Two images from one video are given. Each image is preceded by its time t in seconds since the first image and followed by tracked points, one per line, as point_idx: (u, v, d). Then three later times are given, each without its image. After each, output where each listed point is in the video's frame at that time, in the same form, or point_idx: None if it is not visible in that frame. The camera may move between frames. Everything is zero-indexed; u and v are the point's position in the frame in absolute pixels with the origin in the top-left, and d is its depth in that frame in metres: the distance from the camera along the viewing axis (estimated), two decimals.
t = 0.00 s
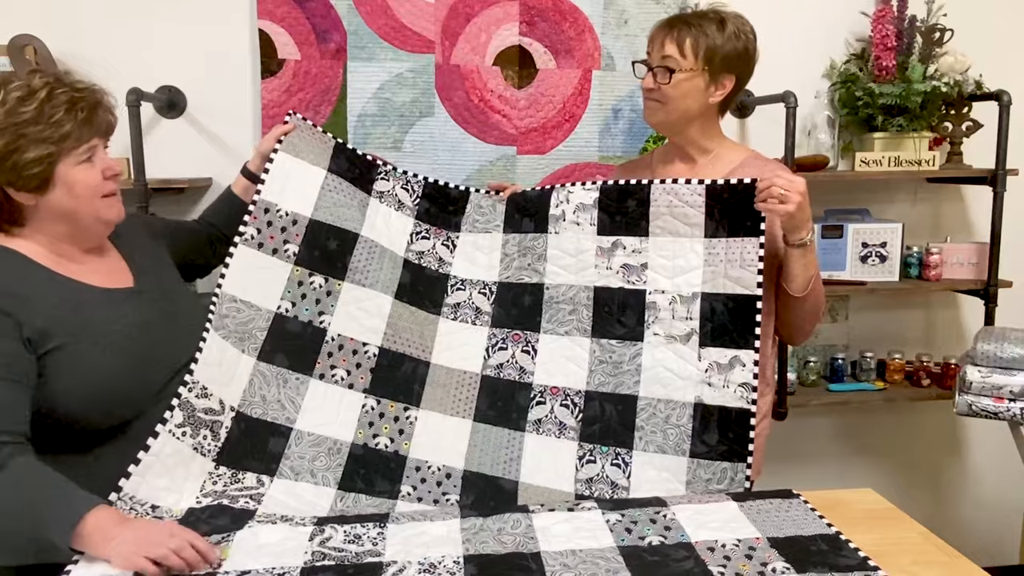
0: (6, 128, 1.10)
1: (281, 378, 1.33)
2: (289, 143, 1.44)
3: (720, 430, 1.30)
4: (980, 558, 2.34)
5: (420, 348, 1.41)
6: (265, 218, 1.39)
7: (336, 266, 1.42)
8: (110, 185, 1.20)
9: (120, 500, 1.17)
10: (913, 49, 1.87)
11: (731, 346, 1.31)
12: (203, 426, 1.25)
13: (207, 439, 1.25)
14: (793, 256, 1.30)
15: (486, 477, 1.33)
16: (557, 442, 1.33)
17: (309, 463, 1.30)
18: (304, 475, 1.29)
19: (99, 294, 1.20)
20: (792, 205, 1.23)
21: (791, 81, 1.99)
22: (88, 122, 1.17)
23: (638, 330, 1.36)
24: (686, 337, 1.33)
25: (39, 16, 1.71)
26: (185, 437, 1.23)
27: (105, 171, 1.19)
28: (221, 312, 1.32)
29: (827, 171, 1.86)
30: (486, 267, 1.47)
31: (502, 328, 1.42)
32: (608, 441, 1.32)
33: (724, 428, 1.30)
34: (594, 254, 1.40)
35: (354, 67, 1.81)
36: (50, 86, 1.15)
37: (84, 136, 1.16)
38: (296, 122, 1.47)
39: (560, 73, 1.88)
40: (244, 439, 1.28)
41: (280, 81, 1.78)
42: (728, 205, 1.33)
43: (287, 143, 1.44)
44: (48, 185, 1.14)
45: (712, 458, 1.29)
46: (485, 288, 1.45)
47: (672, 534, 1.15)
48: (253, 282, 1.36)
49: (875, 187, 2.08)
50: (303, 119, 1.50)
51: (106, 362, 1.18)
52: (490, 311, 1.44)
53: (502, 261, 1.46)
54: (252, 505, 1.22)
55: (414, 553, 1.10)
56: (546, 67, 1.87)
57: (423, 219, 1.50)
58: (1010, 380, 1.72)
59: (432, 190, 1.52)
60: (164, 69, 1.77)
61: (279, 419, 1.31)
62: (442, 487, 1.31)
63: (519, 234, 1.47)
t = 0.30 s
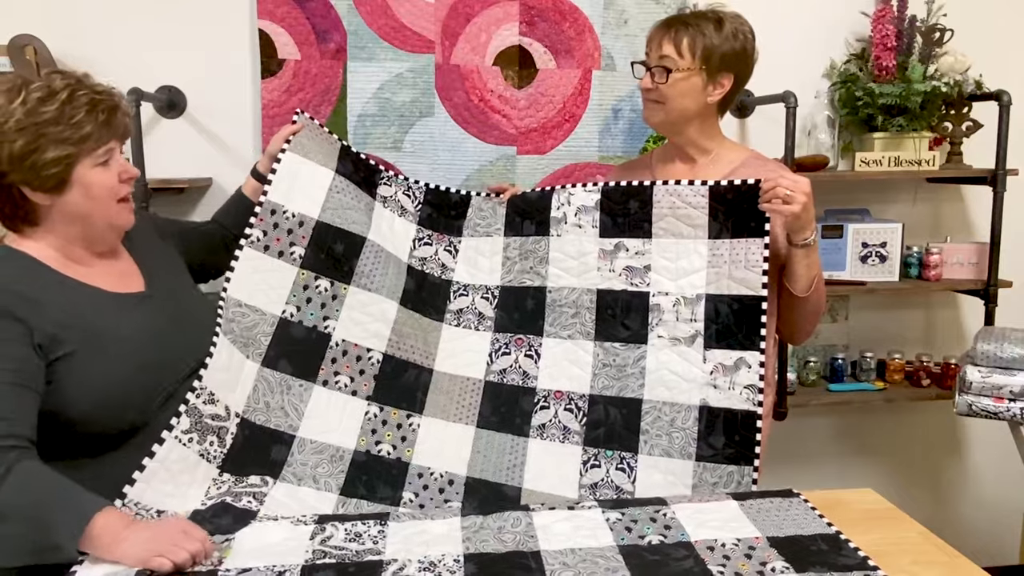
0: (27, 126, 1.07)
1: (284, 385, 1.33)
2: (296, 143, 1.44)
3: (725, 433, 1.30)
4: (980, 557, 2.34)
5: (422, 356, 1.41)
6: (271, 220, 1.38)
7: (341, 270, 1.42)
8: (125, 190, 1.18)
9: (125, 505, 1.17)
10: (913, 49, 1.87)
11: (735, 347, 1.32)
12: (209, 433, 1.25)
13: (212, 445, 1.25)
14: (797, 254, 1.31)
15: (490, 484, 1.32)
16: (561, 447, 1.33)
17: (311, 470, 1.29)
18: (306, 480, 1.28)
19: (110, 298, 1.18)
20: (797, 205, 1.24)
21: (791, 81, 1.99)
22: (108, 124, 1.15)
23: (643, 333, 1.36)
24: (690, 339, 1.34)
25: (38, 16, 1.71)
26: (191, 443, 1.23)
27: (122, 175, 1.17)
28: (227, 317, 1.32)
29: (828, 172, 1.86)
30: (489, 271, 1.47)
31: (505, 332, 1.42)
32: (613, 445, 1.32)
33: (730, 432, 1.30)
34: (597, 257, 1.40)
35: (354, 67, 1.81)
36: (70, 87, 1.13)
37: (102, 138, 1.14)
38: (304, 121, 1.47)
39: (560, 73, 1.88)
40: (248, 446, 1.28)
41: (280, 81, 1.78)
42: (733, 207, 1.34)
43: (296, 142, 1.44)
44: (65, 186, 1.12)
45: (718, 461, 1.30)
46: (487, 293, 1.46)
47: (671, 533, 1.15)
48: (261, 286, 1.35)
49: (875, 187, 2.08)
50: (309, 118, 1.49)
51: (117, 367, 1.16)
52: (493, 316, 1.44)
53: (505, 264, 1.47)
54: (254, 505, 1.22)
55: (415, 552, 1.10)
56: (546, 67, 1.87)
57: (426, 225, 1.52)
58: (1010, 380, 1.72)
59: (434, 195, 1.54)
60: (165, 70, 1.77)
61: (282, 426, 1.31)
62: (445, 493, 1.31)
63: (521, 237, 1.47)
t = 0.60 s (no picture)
0: None
1: (283, 388, 1.27)
2: (286, 136, 1.38)
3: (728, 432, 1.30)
4: (980, 557, 2.34)
5: (422, 353, 1.39)
6: (263, 216, 1.32)
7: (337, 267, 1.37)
8: (95, 200, 1.08)
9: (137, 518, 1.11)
10: (913, 49, 1.87)
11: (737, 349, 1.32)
12: (205, 441, 1.18)
13: (212, 452, 1.19)
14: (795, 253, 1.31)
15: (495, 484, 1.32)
16: (565, 446, 1.34)
17: (321, 466, 1.26)
18: (319, 476, 1.25)
19: (92, 308, 1.10)
20: (800, 206, 1.24)
21: (791, 81, 1.99)
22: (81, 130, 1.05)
23: (645, 333, 1.36)
24: (692, 339, 1.34)
25: (39, 17, 1.71)
26: (187, 454, 1.17)
27: (92, 182, 1.06)
28: (217, 320, 1.24)
29: (828, 172, 1.86)
30: (488, 269, 1.46)
31: (505, 330, 1.41)
32: (616, 444, 1.33)
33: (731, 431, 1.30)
34: (598, 257, 1.40)
35: (354, 67, 1.81)
36: (43, 88, 1.03)
37: (73, 144, 1.04)
38: (294, 114, 1.41)
39: (560, 73, 1.88)
40: (252, 450, 1.22)
41: (280, 81, 1.78)
42: (735, 208, 1.34)
43: (285, 136, 1.38)
44: (32, 194, 1.03)
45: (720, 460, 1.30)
46: (486, 291, 1.44)
47: (709, 523, 1.18)
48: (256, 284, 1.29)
49: (874, 187, 2.08)
50: (300, 111, 1.44)
51: (96, 380, 1.08)
52: (493, 313, 1.43)
53: (505, 262, 1.45)
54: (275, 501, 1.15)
55: (467, 560, 1.08)
56: (546, 67, 1.87)
57: (422, 218, 1.49)
58: (1010, 380, 1.72)
59: (431, 188, 1.51)
60: (164, 70, 1.77)
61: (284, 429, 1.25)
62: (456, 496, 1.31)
63: (522, 236, 1.46)
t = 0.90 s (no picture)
0: None
1: (249, 394, 1.24)
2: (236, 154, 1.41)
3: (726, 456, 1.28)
4: (980, 557, 2.34)
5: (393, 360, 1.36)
6: (214, 226, 1.34)
7: (296, 284, 1.36)
8: (54, 203, 1.02)
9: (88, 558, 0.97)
10: (913, 49, 1.88)
11: (735, 362, 1.31)
12: (160, 456, 1.11)
13: (169, 466, 1.10)
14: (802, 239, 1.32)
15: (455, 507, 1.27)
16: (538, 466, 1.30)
17: (302, 450, 1.13)
18: (297, 466, 1.12)
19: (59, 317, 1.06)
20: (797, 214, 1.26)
21: (791, 81, 1.99)
22: (36, 129, 0.99)
23: (633, 351, 1.36)
24: (685, 357, 1.33)
25: (39, 16, 1.71)
26: (140, 470, 1.08)
27: (49, 188, 1.01)
28: (171, 323, 1.24)
29: (828, 172, 1.86)
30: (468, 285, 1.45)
31: (481, 346, 1.40)
32: (598, 468, 1.30)
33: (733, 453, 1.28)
34: (587, 275, 1.42)
35: (354, 67, 1.80)
36: None
37: (28, 146, 0.98)
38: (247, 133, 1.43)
39: (560, 73, 1.88)
40: (215, 455, 1.13)
41: (280, 81, 1.78)
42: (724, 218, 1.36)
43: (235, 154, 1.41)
44: None
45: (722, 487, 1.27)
46: (464, 307, 1.43)
47: (692, 535, 1.13)
48: (209, 294, 1.29)
49: (874, 187, 2.08)
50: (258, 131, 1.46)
51: (67, 391, 1.04)
52: (469, 331, 1.41)
53: (486, 281, 1.46)
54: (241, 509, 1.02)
55: None
56: (546, 67, 1.87)
57: (399, 225, 1.47)
58: (1010, 380, 1.72)
59: (408, 193, 1.49)
60: (164, 70, 1.77)
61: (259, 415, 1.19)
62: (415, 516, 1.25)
63: (507, 258, 1.47)
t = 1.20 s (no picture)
0: None
1: (173, 443, 1.13)
2: (193, 186, 1.36)
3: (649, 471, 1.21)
4: (979, 557, 2.34)
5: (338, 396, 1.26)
6: (160, 260, 1.28)
7: (239, 329, 1.31)
8: (42, 203, 1.09)
9: None
10: (913, 49, 1.88)
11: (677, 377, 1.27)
12: (66, 516, 0.99)
13: (75, 528, 0.98)
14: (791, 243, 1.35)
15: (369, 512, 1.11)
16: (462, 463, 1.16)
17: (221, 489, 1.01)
18: (216, 505, 0.98)
19: (48, 323, 1.13)
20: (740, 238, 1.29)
21: (791, 81, 1.99)
22: (25, 128, 1.06)
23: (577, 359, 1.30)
24: (630, 358, 1.27)
25: (38, 16, 1.71)
26: (43, 533, 0.97)
27: (37, 185, 1.08)
28: (101, 361, 1.14)
29: (828, 172, 1.86)
30: (417, 339, 1.41)
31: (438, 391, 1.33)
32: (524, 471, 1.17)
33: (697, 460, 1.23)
34: (538, 313, 1.40)
35: (354, 67, 1.80)
36: None
37: (16, 143, 1.05)
38: (203, 164, 1.39)
39: (560, 73, 1.87)
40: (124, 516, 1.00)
41: (280, 81, 1.78)
42: (672, 251, 1.35)
43: (190, 187, 1.36)
44: None
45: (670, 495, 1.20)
46: (415, 359, 1.38)
47: (615, 547, 1.06)
48: (143, 329, 1.20)
49: (875, 187, 2.08)
50: (213, 164, 1.42)
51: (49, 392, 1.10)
52: (422, 380, 1.35)
53: (435, 331, 1.42)
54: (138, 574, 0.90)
55: None
56: (546, 67, 1.87)
57: (343, 288, 1.45)
58: (1010, 380, 1.72)
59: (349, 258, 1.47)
60: (163, 70, 1.77)
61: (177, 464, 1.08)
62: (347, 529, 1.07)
63: (452, 304, 1.45)
